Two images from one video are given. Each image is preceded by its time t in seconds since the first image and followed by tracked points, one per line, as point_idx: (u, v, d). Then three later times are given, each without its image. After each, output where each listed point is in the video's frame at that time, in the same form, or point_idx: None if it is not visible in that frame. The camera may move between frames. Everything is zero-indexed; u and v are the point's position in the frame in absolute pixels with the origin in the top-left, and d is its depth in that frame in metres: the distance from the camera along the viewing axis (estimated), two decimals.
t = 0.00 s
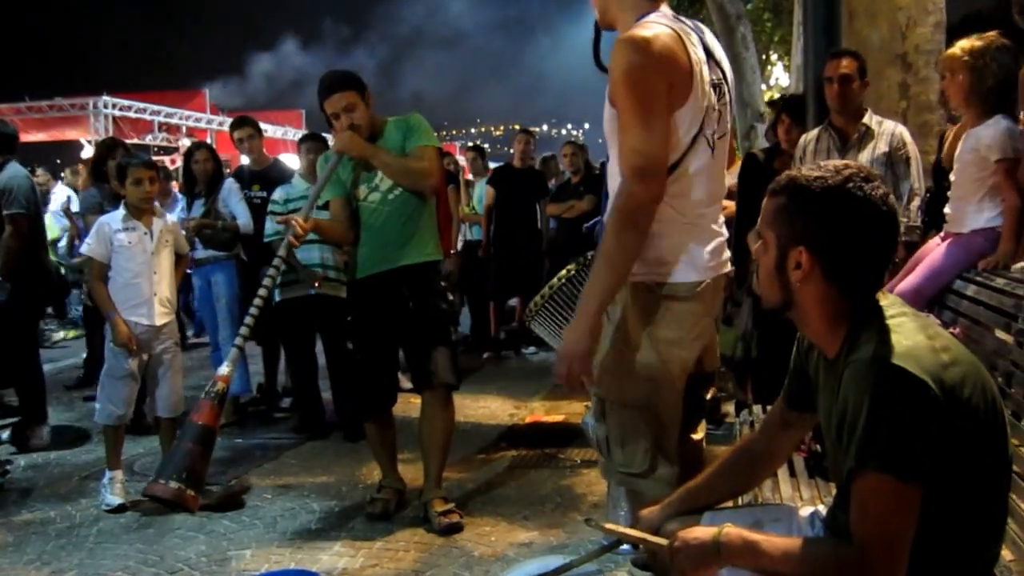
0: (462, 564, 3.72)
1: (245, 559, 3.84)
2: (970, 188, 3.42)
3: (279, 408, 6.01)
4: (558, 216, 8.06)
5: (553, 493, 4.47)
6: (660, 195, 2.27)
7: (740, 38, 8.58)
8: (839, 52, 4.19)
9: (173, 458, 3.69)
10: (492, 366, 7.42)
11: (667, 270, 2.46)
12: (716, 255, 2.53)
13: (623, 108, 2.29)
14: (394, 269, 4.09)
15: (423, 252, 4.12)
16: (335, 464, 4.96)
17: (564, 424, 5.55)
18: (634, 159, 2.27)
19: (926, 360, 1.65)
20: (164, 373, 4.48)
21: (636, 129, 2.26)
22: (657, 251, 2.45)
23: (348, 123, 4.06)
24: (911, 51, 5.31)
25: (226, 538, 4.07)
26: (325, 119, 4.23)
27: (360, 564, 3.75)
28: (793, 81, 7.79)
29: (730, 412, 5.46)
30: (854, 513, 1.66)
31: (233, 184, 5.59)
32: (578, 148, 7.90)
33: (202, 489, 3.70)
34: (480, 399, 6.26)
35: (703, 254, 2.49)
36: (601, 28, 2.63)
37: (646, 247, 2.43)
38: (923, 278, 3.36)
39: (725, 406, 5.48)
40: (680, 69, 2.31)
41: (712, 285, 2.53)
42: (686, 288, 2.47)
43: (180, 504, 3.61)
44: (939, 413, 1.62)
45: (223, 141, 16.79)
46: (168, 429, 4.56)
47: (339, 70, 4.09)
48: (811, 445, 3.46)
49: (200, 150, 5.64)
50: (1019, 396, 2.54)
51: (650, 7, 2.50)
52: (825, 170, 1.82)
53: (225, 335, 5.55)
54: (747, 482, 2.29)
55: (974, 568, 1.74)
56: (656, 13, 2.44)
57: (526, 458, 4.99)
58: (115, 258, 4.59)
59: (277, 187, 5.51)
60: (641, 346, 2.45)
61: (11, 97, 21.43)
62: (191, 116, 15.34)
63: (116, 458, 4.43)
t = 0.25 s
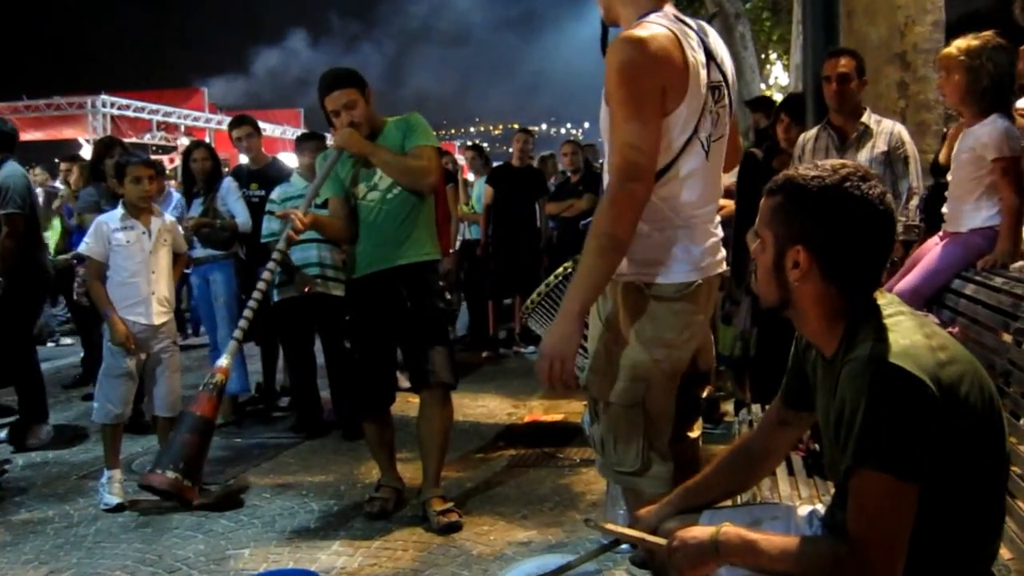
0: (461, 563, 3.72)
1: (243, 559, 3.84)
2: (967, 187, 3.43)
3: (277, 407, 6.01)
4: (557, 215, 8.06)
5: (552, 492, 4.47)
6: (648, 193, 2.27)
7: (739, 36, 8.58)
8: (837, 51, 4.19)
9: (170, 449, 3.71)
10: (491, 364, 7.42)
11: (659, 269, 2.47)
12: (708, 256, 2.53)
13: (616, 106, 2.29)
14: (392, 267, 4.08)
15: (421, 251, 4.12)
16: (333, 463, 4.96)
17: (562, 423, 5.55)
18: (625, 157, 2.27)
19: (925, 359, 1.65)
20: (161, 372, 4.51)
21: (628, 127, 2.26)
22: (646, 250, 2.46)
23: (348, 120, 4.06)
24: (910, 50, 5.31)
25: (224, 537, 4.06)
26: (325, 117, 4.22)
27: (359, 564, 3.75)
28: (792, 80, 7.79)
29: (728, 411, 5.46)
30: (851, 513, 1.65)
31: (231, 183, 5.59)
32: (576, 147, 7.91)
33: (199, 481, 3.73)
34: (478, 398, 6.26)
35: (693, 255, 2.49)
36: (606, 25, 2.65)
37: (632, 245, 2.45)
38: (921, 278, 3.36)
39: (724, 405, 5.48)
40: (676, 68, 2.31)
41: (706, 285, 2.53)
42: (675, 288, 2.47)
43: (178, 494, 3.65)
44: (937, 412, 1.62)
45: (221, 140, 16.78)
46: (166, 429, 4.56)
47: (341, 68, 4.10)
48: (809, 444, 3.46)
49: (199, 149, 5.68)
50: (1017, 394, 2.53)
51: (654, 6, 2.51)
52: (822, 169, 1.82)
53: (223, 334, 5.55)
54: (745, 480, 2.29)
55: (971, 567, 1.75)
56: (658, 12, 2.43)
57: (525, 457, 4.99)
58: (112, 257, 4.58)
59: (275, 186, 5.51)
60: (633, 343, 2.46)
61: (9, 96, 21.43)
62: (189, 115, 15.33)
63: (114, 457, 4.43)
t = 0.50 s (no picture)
0: (460, 562, 3.72)
1: (242, 558, 3.83)
2: (965, 186, 3.42)
3: (277, 406, 6.01)
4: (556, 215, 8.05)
5: (551, 491, 4.47)
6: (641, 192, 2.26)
7: (738, 35, 8.57)
8: (836, 50, 4.19)
9: (160, 435, 3.69)
10: (490, 363, 7.42)
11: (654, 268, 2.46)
12: (702, 255, 2.53)
13: (613, 104, 2.28)
14: (391, 266, 4.08)
15: (420, 251, 4.12)
16: (332, 462, 4.96)
17: (561, 422, 5.55)
18: (619, 155, 2.26)
19: (924, 357, 1.65)
20: (161, 371, 4.54)
21: (624, 126, 2.26)
22: (638, 248, 2.46)
23: (349, 118, 4.05)
24: (910, 49, 5.30)
25: (224, 536, 4.07)
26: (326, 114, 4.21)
27: (358, 563, 3.75)
28: (792, 79, 7.78)
29: (728, 410, 5.47)
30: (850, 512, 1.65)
31: (230, 182, 5.59)
32: (575, 147, 7.91)
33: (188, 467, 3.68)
34: (478, 397, 6.26)
35: (687, 256, 2.49)
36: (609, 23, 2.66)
37: (625, 243, 2.45)
38: (920, 277, 3.35)
39: (723, 404, 5.48)
40: (674, 68, 2.30)
41: (700, 284, 2.53)
42: (669, 286, 2.46)
43: (167, 480, 3.60)
44: (936, 410, 1.61)
45: (220, 138, 16.78)
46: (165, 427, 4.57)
47: (341, 66, 4.10)
48: (808, 443, 3.46)
49: (197, 148, 5.70)
50: (1016, 393, 2.53)
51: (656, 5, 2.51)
52: (821, 168, 1.81)
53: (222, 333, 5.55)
54: (743, 480, 2.29)
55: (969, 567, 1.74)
56: (659, 13, 2.43)
57: (524, 456, 4.99)
58: (111, 256, 4.57)
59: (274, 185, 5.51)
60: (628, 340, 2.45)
61: (8, 95, 21.42)
62: (188, 113, 15.32)
63: (114, 456, 4.43)
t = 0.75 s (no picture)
0: (458, 561, 3.72)
1: (241, 557, 3.83)
2: (962, 185, 3.42)
3: (276, 405, 6.01)
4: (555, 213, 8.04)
5: (550, 490, 4.47)
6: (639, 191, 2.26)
7: (737, 34, 8.56)
8: (835, 48, 4.19)
9: (156, 421, 3.69)
10: (489, 362, 7.42)
11: (653, 266, 2.46)
12: (697, 254, 2.53)
13: (613, 103, 2.28)
14: (388, 265, 4.08)
15: (419, 249, 4.12)
16: (332, 461, 4.96)
17: (561, 421, 5.55)
18: (617, 153, 2.26)
19: (924, 354, 1.65)
20: (160, 368, 4.56)
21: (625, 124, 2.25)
22: (633, 246, 2.46)
23: (350, 115, 4.05)
24: (909, 48, 5.30)
25: (222, 535, 4.06)
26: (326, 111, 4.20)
27: (357, 562, 3.75)
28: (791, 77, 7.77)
29: (727, 409, 5.46)
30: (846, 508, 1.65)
31: (229, 180, 5.60)
32: (574, 146, 7.91)
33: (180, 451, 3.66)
34: (477, 396, 6.26)
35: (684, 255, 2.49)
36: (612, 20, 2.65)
37: (621, 241, 2.44)
38: (919, 276, 3.34)
39: (723, 402, 5.48)
40: (674, 68, 2.30)
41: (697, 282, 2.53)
42: (666, 283, 2.46)
43: (159, 465, 3.57)
44: (935, 407, 1.61)
45: (219, 137, 16.77)
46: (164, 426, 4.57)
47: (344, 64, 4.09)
48: (807, 442, 3.46)
49: (195, 147, 5.66)
50: (1015, 392, 2.53)
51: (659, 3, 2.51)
52: (820, 168, 1.81)
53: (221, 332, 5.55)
54: (742, 478, 2.29)
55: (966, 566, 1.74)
56: (662, 14, 2.43)
57: (523, 455, 4.99)
58: (110, 255, 4.56)
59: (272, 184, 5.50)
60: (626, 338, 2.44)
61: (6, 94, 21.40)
62: (186, 112, 15.30)
63: (113, 455, 4.43)
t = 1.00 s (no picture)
0: (457, 561, 3.72)
1: (240, 556, 3.83)
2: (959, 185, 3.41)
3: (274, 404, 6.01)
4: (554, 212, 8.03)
5: (549, 490, 4.46)
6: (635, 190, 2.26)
7: (736, 33, 8.56)
8: (833, 47, 4.19)
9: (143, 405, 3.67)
10: (488, 361, 7.41)
11: (648, 262, 2.45)
12: (691, 253, 2.52)
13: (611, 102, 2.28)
14: (385, 263, 4.08)
15: (417, 248, 4.12)
16: (330, 460, 4.96)
17: (559, 420, 5.54)
18: (613, 152, 2.25)
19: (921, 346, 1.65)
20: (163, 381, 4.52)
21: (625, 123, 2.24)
22: (627, 242, 2.45)
23: (350, 113, 4.04)
24: (908, 47, 5.29)
25: (220, 535, 4.06)
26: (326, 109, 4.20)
27: (355, 561, 3.75)
28: (790, 76, 7.75)
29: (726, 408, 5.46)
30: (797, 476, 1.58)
31: (227, 180, 5.59)
32: (573, 145, 7.90)
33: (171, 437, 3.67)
34: (475, 395, 6.26)
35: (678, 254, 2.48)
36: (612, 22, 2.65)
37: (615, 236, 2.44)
38: (918, 275, 3.34)
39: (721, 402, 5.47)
40: (673, 68, 2.29)
41: (690, 279, 2.54)
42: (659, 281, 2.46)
43: (148, 451, 3.57)
44: (929, 397, 1.62)
45: (218, 136, 16.77)
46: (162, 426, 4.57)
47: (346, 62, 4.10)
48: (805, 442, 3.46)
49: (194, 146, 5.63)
50: (1014, 392, 2.52)
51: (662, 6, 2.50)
52: (783, 168, 1.85)
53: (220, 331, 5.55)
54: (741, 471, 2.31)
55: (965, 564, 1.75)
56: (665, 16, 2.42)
57: (522, 455, 4.99)
58: (108, 254, 4.56)
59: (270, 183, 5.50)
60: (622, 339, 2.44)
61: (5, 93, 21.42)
62: (184, 111, 15.30)
63: (111, 455, 4.43)
